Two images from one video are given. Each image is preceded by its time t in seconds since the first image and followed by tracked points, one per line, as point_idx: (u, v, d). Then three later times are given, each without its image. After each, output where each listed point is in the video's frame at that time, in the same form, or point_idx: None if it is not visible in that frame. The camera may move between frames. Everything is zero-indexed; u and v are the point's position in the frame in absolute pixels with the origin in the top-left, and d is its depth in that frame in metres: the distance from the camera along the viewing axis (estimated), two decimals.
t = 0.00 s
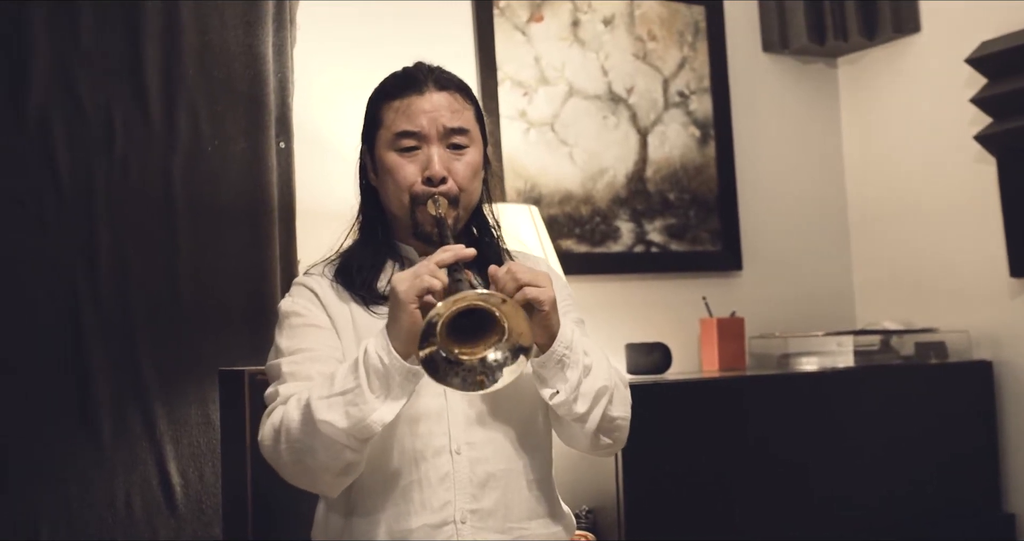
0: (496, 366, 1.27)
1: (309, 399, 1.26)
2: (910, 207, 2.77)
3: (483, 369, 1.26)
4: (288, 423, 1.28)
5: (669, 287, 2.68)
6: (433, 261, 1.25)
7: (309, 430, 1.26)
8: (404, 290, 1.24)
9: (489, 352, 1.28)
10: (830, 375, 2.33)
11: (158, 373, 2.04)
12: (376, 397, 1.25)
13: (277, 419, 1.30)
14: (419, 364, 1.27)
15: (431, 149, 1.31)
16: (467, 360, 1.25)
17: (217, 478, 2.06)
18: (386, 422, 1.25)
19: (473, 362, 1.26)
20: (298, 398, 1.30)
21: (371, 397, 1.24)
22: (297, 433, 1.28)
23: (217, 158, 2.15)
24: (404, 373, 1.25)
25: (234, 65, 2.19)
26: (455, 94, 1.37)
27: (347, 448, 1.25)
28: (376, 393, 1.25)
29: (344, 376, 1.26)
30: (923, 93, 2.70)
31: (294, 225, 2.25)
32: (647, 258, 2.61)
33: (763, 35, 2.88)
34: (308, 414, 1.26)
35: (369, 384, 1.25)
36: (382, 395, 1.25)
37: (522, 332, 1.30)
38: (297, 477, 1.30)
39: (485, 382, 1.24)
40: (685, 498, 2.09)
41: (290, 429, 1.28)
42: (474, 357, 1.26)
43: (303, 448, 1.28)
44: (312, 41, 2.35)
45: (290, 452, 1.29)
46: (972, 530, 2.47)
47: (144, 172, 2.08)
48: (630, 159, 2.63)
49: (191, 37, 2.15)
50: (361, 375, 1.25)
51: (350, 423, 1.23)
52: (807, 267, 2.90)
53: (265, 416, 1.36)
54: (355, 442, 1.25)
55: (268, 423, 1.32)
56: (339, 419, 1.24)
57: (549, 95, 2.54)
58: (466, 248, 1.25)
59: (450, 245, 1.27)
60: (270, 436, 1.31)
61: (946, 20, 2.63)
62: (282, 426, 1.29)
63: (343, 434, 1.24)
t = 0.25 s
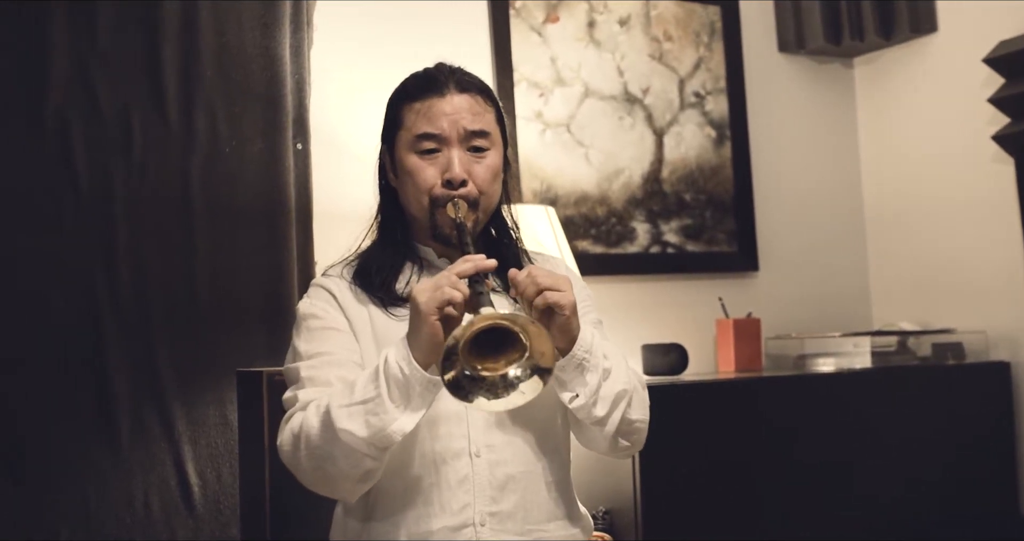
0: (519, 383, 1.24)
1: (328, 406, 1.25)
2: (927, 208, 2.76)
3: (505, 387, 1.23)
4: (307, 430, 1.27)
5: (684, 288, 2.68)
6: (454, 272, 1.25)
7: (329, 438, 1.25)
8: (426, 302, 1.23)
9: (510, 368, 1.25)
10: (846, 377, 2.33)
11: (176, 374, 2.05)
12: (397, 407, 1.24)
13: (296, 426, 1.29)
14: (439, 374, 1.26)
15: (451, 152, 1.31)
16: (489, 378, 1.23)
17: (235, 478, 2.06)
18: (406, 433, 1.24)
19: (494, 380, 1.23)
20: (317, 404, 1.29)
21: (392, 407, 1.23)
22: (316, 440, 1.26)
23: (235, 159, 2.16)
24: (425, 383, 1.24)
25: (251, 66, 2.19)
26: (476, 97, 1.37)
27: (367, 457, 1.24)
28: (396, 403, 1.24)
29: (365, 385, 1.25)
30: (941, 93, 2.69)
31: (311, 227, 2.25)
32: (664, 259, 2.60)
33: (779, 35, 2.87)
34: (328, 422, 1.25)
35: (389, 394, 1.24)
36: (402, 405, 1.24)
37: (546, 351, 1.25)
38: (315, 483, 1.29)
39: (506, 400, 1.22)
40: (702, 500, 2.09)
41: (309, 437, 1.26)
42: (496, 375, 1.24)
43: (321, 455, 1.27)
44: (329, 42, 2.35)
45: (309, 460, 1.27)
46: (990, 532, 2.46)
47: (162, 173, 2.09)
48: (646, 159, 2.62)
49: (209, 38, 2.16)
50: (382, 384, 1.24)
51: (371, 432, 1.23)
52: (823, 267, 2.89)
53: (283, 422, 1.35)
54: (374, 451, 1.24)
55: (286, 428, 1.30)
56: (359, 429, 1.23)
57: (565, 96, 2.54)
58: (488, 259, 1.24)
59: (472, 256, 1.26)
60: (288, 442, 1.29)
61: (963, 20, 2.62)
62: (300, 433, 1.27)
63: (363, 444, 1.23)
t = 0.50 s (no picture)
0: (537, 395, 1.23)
1: (345, 411, 1.24)
2: (940, 208, 2.75)
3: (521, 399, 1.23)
4: (324, 434, 1.25)
5: (697, 288, 2.67)
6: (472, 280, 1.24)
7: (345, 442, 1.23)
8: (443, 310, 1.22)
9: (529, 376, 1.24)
10: (859, 377, 2.32)
11: (189, 374, 2.05)
12: (413, 413, 1.22)
13: (312, 429, 1.27)
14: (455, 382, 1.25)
15: (468, 155, 1.31)
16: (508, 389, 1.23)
17: (248, 478, 2.06)
18: (423, 439, 1.22)
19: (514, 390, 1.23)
20: (333, 408, 1.27)
21: (409, 413, 1.22)
22: (332, 444, 1.25)
23: (248, 160, 2.16)
24: (442, 390, 1.23)
25: (265, 66, 2.20)
26: (493, 99, 1.36)
27: (382, 462, 1.23)
28: (413, 409, 1.23)
29: (382, 390, 1.24)
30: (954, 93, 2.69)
31: (324, 227, 2.25)
32: (676, 259, 2.60)
33: (792, 35, 2.87)
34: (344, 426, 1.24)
35: (406, 400, 1.23)
36: (419, 411, 1.23)
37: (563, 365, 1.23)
38: (330, 487, 1.27)
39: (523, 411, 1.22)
40: (715, 500, 2.09)
41: (325, 440, 1.25)
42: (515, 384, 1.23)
43: (337, 459, 1.25)
44: (342, 43, 2.35)
45: (324, 463, 1.26)
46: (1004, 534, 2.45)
47: (175, 173, 2.09)
48: (658, 159, 2.62)
49: (223, 39, 2.16)
50: (398, 390, 1.23)
51: (388, 438, 1.21)
52: (835, 267, 2.88)
53: (298, 425, 1.34)
54: (390, 457, 1.23)
55: (302, 431, 1.29)
56: (376, 434, 1.22)
57: (577, 96, 2.54)
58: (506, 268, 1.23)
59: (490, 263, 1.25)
60: (303, 445, 1.28)
61: (977, 19, 2.61)
62: (317, 436, 1.26)
63: (379, 450, 1.22)
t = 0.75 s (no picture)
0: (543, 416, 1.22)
1: (351, 423, 1.24)
2: (945, 207, 2.75)
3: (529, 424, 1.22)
4: (330, 443, 1.26)
5: (701, 286, 2.67)
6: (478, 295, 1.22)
7: (351, 454, 1.23)
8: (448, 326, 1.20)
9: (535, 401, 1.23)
10: (862, 376, 2.32)
11: (194, 373, 2.05)
12: (420, 427, 1.22)
13: (318, 438, 1.28)
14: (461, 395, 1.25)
15: (476, 157, 1.31)
16: (513, 413, 1.22)
17: (253, 477, 2.06)
18: (428, 453, 1.23)
19: (518, 414, 1.22)
20: (338, 417, 1.27)
21: (415, 428, 1.22)
22: (338, 454, 1.25)
23: (253, 159, 2.16)
24: (447, 405, 1.22)
25: (270, 65, 2.20)
26: (502, 100, 1.36)
27: (388, 474, 1.23)
28: (419, 424, 1.23)
29: (387, 403, 1.24)
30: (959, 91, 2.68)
31: (329, 226, 2.25)
32: (680, 257, 2.60)
33: (796, 33, 2.87)
34: (350, 438, 1.24)
35: (412, 414, 1.22)
36: (425, 425, 1.23)
37: (570, 389, 1.21)
38: (336, 494, 1.28)
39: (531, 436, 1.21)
40: (719, 499, 2.09)
41: (331, 450, 1.25)
42: (520, 409, 1.22)
43: (342, 469, 1.26)
44: (347, 41, 2.35)
45: (330, 472, 1.26)
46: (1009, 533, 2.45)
47: (180, 173, 2.09)
48: (663, 157, 2.62)
49: (228, 38, 2.16)
50: (405, 404, 1.23)
51: (394, 452, 1.22)
52: (840, 266, 2.88)
53: (304, 430, 1.33)
54: (396, 470, 1.23)
55: (308, 439, 1.29)
56: (382, 447, 1.22)
57: (582, 95, 2.54)
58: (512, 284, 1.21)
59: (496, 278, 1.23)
60: (309, 454, 1.28)
61: (982, 17, 2.61)
62: (323, 445, 1.26)
63: (385, 463, 1.22)
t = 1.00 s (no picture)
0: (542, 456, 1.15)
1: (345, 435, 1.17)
2: (942, 207, 2.75)
3: (527, 465, 1.14)
4: (324, 451, 1.20)
5: (698, 286, 2.67)
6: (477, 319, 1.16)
7: (345, 465, 1.18)
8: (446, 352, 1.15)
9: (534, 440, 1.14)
10: (859, 376, 2.32)
11: (191, 373, 2.04)
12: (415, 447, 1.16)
13: (314, 443, 1.22)
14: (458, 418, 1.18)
15: (480, 161, 1.29)
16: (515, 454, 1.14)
17: (250, 477, 2.06)
18: (424, 472, 1.17)
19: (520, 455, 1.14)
20: (334, 425, 1.21)
21: (412, 448, 1.16)
22: (332, 463, 1.19)
23: (250, 159, 2.15)
24: (444, 427, 1.17)
25: (267, 64, 2.19)
26: (507, 101, 1.34)
27: (383, 488, 1.18)
28: (416, 442, 1.17)
29: (384, 418, 1.17)
30: (956, 92, 2.68)
31: (326, 225, 2.24)
32: (678, 257, 2.60)
33: (793, 33, 2.87)
34: (344, 450, 1.18)
35: (409, 433, 1.16)
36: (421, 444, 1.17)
37: (573, 441, 1.13)
38: (330, 498, 1.24)
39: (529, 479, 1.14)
40: (716, 499, 2.09)
41: (326, 458, 1.20)
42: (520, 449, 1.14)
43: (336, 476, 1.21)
44: (343, 40, 2.34)
45: (324, 479, 1.21)
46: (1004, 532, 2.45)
47: (176, 172, 2.08)
48: (660, 157, 2.62)
49: (225, 36, 2.15)
50: (402, 423, 1.16)
51: (389, 470, 1.16)
52: (836, 266, 2.88)
53: (299, 430, 1.29)
54: (391, 485, 1.18)
55: (303, 441, 1.24)
56: (377, 464, 1.16)
57: (579, 94, 2.53)
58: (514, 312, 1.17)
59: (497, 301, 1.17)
60: (304, 456, 1.23)
61: (978, 17, 2.61)
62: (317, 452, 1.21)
63: (380, 478, 1.17)
